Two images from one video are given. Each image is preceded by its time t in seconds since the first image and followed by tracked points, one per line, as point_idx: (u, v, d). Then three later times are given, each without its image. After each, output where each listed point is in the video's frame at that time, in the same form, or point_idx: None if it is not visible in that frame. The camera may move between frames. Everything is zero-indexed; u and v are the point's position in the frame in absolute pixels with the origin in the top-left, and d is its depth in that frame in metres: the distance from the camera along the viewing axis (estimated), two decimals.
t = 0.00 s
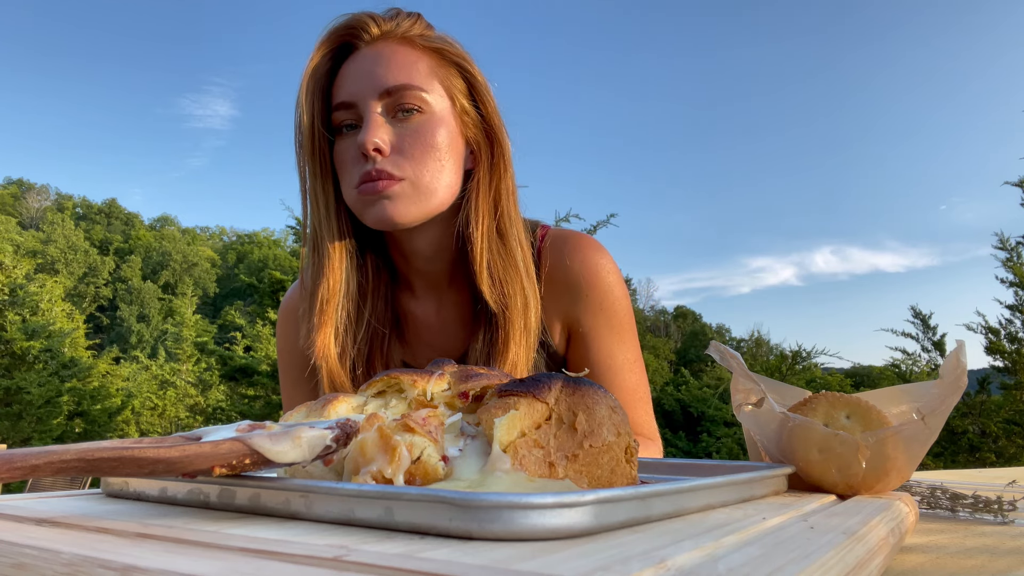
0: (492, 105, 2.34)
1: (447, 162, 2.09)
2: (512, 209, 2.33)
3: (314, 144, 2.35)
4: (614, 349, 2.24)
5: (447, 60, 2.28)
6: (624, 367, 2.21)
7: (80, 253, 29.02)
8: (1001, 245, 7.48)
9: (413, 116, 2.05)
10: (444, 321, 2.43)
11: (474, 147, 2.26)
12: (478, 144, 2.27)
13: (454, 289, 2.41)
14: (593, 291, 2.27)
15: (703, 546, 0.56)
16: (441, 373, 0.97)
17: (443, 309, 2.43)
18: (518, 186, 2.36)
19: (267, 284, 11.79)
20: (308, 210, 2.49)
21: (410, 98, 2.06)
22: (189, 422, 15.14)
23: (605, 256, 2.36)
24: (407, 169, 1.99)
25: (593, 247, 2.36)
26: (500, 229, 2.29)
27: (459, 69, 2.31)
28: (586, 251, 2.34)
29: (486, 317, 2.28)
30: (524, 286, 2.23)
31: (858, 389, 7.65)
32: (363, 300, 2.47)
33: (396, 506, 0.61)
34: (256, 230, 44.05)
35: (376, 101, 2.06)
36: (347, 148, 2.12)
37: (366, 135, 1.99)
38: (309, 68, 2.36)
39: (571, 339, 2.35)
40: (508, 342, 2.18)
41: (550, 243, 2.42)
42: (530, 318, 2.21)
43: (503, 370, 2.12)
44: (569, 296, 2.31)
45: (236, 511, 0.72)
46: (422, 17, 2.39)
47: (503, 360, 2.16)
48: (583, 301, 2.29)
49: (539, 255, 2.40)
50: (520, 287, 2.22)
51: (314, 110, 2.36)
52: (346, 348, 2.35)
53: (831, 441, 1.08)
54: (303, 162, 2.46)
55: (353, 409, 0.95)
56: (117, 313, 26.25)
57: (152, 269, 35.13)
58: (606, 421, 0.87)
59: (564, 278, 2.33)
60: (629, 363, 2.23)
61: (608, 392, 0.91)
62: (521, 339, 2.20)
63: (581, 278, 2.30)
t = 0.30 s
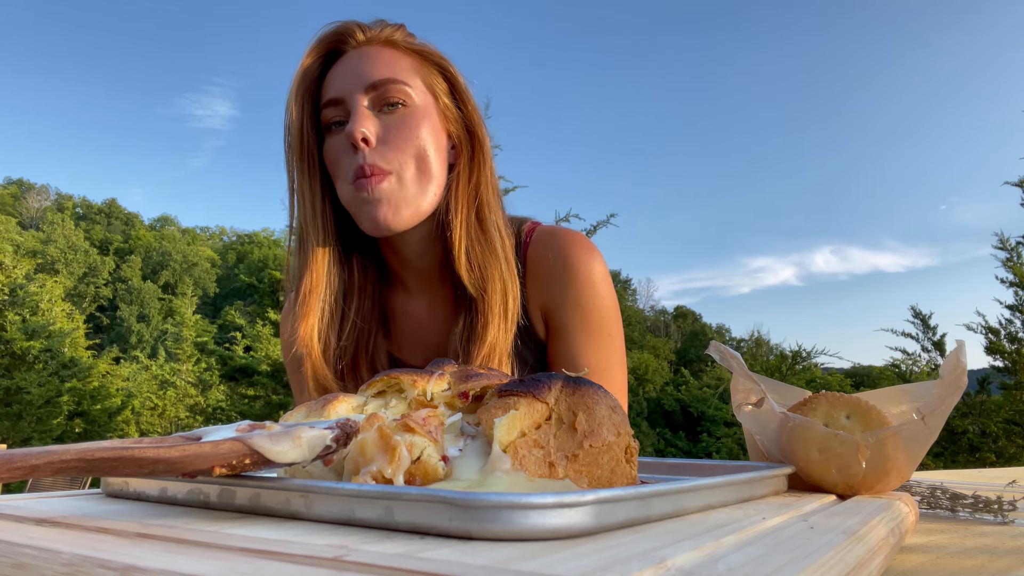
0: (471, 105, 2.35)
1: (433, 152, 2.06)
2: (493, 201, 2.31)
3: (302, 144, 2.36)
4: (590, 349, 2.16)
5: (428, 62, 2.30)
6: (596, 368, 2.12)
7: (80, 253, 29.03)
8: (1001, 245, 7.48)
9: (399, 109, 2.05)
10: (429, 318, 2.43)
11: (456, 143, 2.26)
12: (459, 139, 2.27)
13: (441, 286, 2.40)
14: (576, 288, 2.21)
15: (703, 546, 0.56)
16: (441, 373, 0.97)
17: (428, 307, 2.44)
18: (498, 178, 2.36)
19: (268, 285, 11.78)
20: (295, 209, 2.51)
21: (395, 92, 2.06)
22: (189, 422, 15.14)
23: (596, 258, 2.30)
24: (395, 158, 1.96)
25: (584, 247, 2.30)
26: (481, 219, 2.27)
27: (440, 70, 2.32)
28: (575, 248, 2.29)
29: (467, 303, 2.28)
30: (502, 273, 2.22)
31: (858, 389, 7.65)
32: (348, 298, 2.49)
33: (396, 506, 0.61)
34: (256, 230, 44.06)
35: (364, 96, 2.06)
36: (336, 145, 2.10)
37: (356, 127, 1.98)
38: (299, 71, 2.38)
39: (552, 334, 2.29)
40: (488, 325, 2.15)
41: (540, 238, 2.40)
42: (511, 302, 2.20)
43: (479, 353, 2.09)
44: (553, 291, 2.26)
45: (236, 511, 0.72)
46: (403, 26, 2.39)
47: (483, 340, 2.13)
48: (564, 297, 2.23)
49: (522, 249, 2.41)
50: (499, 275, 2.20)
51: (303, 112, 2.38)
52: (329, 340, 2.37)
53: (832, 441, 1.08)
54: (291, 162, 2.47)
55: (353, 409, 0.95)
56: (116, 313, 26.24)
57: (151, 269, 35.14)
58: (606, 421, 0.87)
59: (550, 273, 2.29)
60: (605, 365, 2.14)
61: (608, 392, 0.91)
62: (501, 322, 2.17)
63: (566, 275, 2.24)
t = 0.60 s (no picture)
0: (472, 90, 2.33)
1: (432, 135, 2.07)
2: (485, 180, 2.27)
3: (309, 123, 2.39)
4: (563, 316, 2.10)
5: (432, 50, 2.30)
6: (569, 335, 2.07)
7: (80, 253, 29.04)
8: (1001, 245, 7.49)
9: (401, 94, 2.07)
10: (423, 295, 2.41)
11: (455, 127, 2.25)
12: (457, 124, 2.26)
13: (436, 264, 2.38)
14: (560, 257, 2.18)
15: (703, 546, 0.56)
16: (441, 373, 0.97)
17: (422, 283, 2.43)
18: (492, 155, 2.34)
19: (268, 284, 11.82)
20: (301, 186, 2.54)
21: (400, 77, 2.08)
22: (189, 422, 15.16)
23: (584, 232, 2.26)
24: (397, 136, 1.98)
25: (571, 219, 2.27)
26: (472, 198, 2.22)
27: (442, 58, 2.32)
28: (561, 221, 2.27)
29: (456, 274, 2.25)
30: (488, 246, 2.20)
31: (858, 389, 7.65)
32: (346, 273, 2.50)
33: (396, 506, 0.61)
34: (256, 230, 44.08)
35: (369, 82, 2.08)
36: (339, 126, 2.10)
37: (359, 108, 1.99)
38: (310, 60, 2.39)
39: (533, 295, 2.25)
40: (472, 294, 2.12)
41: (531, 212, 2.36)
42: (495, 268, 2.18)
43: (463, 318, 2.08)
44: (539, 258, 2.23)
45: (236, 512, 0.72)
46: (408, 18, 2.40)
47: (467, 308, 2.11)
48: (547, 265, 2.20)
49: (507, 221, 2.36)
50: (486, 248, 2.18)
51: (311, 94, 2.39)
52: (325, 312, 2.40)
53: (832, 441, 1.08)
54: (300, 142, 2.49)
55: (353, 409, 0.95)
56: (116, 313, 26.22)
57: (151, 269, 35.16)
58: (607, 421, 0.87)
59: (534, 244, 2.27)
60: (579, 332, 2.08)
61: (608, 392, 0.91)
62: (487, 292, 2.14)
63: (550, 244, 2.22)
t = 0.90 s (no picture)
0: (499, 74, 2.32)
1: (461, 118, 2.10)
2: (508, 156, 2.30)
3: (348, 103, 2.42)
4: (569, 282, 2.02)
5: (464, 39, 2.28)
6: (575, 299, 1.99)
7: (80, 253, 29.07)
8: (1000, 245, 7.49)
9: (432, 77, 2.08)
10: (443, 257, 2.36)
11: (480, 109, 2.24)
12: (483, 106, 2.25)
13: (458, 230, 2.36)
14: (568, 227, 2.12)
15: (703, 546, 0.56)
16: (441, 373, 0.97)
17: (443, 248, 2.39)
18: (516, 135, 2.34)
19: (267, 285, 11.88)
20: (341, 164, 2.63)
21: (433, 61, 2.09)
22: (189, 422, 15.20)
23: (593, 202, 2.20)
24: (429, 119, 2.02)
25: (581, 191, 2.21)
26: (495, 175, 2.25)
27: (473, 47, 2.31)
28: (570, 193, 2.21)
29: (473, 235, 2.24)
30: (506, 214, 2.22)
31: (858, 389, 7.65)
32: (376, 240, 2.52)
33: (396, 506, 0.61)
34: (256, 230, 44.10)
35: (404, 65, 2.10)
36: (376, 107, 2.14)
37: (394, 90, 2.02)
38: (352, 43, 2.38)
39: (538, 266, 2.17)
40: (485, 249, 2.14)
41: (546, 185, 2.31)
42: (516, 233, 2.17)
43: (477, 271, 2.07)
44: (547, 229, 2.18)
45: (236, 512, 0.72)
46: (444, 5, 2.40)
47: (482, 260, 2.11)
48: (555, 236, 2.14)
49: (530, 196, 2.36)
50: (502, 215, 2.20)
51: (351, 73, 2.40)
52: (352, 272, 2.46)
53: (832, 441, 1.08)
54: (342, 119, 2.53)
55: (353, 409, 0.95)
56: (116, 313, 26.25)
57: (151, 269, 35.20)
58: (606, 421, 0.87)
59: (543, 215, 2.20)
60: (580, 306, 1.99)
61: (608, 392, 0.91)
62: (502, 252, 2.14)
63: (559, 215, 2.16)
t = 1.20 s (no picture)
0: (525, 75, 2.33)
1: (490, 118, 2.11)
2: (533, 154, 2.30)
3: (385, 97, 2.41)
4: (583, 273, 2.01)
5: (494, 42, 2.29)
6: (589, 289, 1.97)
7: (80, 253, 29.08)
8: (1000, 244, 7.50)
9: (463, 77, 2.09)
10: (460, 241, 2.33)
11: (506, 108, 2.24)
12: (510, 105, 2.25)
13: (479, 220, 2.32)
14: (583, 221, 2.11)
15: (703, 546, 0.56)
16: (441, 373, 0.97)
17: (462, 232, 2.36)
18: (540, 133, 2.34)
19: (267, 284, 12.13)
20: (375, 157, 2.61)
21: (464, 62, 2.10)
22: (189, 421, 15.21)
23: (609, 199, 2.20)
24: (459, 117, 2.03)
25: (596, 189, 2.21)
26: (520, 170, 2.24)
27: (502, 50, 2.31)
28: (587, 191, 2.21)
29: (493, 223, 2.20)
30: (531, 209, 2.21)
31: (858, 389, 7.65)
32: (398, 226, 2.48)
33: (396, 506, 0.61)
34: (256, 230, 44.10)
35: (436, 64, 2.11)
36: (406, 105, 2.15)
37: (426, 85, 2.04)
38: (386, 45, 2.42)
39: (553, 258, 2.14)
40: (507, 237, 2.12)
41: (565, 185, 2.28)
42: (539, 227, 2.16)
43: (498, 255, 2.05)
44: (562, 223, 2.17)
45: (236, 511, 0.72)
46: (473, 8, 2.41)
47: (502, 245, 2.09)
48: (570, 230, 2.13)
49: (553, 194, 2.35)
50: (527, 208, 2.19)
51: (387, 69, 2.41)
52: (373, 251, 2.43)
53: (832, 441, 1.08)
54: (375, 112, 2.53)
55: (353, 409, 0.95)
56: (116, 313, 26.24)
57: (152, 268, 35.21)
58: (606, 421, 0.87)
59: (559, 209, 2.19)
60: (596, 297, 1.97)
61: (608, 392, 0.91)
62: (525, 241, 2.13)
63: (574, 210, 2.15)
